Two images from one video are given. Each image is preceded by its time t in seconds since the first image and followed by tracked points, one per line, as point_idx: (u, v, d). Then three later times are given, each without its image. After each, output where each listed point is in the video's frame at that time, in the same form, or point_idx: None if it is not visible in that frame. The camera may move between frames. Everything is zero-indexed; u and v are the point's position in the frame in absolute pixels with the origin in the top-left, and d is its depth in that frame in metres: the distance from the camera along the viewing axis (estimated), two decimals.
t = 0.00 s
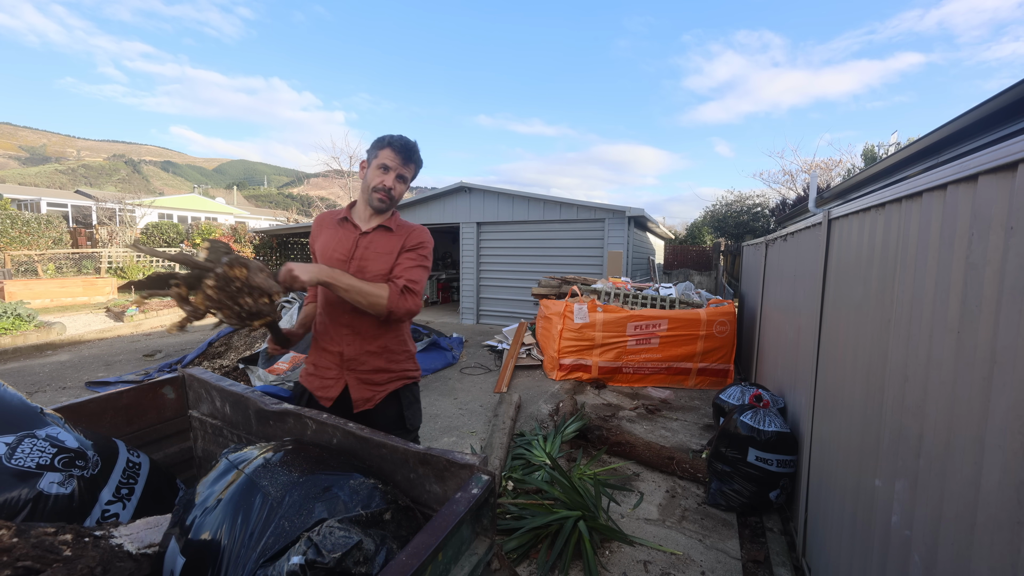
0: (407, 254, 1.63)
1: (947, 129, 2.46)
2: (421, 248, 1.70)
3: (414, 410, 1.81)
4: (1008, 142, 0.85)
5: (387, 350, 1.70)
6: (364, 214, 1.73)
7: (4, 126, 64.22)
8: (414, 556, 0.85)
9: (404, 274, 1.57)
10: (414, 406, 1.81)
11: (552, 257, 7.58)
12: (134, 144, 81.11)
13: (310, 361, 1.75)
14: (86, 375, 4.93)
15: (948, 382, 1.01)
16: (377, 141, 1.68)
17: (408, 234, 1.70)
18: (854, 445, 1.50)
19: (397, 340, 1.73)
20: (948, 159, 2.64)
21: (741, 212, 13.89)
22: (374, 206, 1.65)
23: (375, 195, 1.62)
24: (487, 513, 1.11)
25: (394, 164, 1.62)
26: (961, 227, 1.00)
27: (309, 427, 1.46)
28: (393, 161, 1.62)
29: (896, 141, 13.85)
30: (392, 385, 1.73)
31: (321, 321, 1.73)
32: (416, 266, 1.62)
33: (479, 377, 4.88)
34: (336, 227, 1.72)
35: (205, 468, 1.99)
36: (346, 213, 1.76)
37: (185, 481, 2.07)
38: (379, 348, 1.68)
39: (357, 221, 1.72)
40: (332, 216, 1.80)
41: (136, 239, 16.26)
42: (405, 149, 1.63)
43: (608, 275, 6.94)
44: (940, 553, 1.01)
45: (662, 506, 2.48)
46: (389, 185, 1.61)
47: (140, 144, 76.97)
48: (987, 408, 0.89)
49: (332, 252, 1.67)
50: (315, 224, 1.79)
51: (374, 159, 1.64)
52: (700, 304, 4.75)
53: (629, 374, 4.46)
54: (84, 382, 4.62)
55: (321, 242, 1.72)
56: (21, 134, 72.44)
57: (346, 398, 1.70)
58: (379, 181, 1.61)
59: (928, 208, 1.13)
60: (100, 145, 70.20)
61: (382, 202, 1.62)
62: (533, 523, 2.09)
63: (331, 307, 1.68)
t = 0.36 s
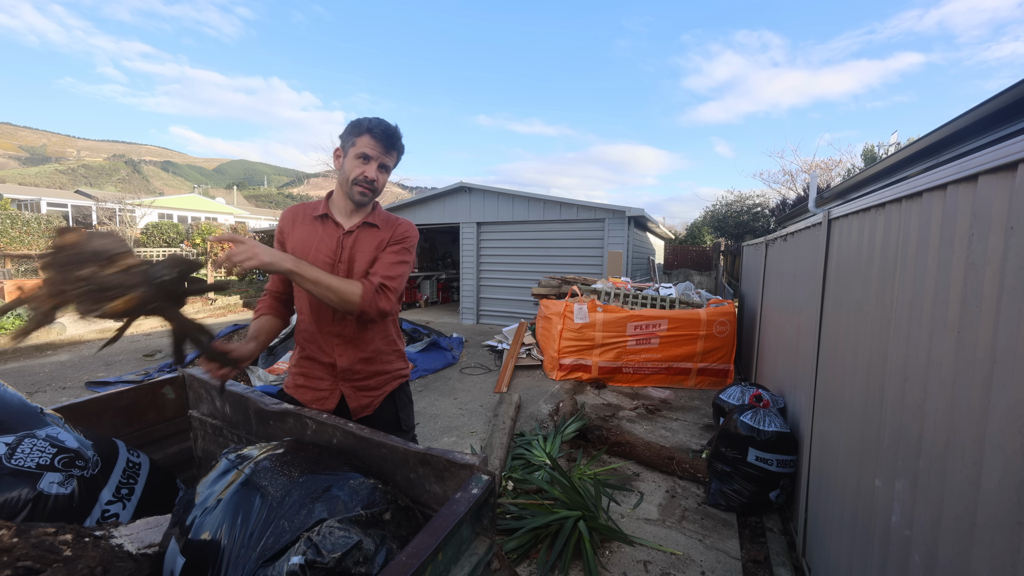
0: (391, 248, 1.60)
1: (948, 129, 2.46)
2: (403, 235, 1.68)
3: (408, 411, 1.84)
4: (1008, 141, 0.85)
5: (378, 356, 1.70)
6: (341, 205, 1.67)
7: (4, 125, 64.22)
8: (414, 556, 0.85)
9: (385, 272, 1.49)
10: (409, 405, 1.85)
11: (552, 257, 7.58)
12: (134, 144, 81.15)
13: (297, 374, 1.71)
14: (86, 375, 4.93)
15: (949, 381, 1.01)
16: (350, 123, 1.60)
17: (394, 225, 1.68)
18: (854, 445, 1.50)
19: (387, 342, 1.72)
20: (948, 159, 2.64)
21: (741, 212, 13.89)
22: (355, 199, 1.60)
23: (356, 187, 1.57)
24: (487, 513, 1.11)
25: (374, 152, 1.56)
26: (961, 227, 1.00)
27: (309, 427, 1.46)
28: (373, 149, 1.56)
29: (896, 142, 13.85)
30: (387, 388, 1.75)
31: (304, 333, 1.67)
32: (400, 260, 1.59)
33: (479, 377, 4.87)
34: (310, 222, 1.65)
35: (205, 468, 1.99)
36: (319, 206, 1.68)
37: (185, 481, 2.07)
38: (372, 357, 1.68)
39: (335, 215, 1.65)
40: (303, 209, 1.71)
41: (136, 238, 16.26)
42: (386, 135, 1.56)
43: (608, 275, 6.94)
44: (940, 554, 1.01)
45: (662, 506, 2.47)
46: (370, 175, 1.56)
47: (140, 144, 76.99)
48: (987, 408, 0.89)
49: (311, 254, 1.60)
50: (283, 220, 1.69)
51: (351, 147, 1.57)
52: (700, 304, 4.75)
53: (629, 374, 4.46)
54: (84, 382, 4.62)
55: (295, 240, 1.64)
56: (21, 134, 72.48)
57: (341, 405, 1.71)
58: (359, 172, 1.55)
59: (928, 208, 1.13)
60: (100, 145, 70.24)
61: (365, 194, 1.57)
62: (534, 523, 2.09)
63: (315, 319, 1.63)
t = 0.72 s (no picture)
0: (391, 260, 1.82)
1: (947, 129, 2.46)
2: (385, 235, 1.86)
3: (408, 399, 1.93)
4: (1008, 142, 0.85)
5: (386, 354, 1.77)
6: (334, 205, 1.61)
7: (4, 125, 64.22)
8: (416, 555, 0.85)
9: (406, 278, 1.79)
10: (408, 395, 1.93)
11: (552, 257, 7.59)
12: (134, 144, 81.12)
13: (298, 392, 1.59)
14: (85, 375, 4.93)
15: (949, 382, 1.01)
16: (356, 124, 1.55)
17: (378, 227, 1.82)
18: (853, 445, 1.51)
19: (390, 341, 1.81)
20: (948, 159, 2.64)
21: (741, 212, 13.89)
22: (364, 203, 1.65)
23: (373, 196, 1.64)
24: (488, 513, 1.11)
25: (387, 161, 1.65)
26: (961, 227, 1.00)
27: (310, 427, 1.46)
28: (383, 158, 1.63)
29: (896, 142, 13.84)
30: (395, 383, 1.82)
31: (309, 347, 1.54)
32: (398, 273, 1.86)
33: (479, 377, 4.87)
34: (305, 225, 1.51)
35: (205, 468, 1.99)
36: (309, 205, 1.54)
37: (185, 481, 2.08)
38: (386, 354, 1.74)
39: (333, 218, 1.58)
40: (282, 207, 1.52)
41: (136, 238, 16.26)
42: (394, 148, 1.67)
43: (608, 275, 6.94)
44: (940, 554, 1.01)
45: (662, 506, 2.48)
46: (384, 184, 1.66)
47: (140, 143, 76.98)
48: (987, 408, 0.89)
49: (318, 260, 1.51)
50: (260, 218, 1.46)
51: (367, 156, 1.57)
52: (700, 304, 4.75)
53: (629, 374, 4.46)
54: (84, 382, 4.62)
55: (292, 245, 1.47)
56: (21, 134, 72.49)
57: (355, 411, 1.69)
58: (378, 182, 1.64)
59: (928, 209, 1.13)
60: (100, 145, 70.24)
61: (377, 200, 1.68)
62: (534, 523, 2.09)
63: (329, 327, 1.55)
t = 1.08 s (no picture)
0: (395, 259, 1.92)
1: (947, 129, 2.46)
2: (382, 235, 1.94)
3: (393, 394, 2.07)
4: (1008, 141, 0.85)
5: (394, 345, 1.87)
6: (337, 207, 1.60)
7: (4, 125, 64.22)
8: (413, 556, 0.85)
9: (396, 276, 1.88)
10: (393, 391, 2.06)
11: (552, 257, 7.59)
12: (134, 144, 81.17)
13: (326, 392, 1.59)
14: (85, 375, 4.93)
15: (949, 382, 1.01)
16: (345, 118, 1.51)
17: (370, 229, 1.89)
18: (854, 445, 1.50)
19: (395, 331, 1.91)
20: (948, 159, 2.64)
21: (741, 212, 13.89)
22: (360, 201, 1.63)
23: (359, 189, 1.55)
24: (487, 513, 1.11)
25: (370, 149, 1.53)
26: (961, 227, 1.00)
27: (309, 427, 1.46)
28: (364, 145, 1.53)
29: (896, 142, 13.83)
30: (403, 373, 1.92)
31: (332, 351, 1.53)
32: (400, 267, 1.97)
33: (479, 377, 4.87)
34: (324, 230, 1.50)
35: (205, 468, 1.99)
36: (321, 211, 1.52)
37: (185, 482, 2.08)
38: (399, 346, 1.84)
39: (342, 219, 1.58)
40: (294, 214, 1.45)
41: (136, 239, 16.27)
42: (379, 130, 1.54)
43: (608, 275, 6.94)
44: (939, 553, 1.01)
45: (662, 506, 2.47)
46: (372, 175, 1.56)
47: (140, 144, 77.02)
48: (987, 408, 0.89)
49: (344, 265, 1.52)
50: (282, 228, 1.38)
51: (341, 146, 1.49)
52: (701, 304, 4.75)
53: (629, 374, 4.46)
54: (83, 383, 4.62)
55: (319, 250, 1.45)
56: (21, 134, 72.50)
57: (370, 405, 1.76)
58: (361, 173, 1.53)
59: (928, 209, 1.13)
60: (100, 145, 70.28)
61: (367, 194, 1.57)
62: (534, 523, 2.09)
63: (352, 329, 1.57)
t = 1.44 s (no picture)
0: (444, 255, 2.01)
1: (947, 129, 2.46)
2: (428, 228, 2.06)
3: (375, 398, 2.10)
4: (1008, 142, 0.85)
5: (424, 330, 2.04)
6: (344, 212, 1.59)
7: (4, 125, 64.21)
8: (414, 556, 0.85)
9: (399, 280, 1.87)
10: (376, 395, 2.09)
11: (552, 257, 7.59)
12: (135, 144, 81.17)
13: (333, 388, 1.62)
14: (86, 375, 4.93)
15: (949, 382, 1.01)
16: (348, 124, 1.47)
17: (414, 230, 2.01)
18: (854, 445, 1.50)
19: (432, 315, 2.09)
20: (948, 159, 2.64)
21: (741, 212, 13.89)
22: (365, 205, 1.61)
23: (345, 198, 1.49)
24: (487, 513, 1.11)
25: (358, 155, 1.46)
26: (961, 227, 1.00)
27: (309, 427, 1.46)
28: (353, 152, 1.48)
29: (896, 142, 13.83)
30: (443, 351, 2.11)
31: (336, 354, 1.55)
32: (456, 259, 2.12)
33: (479, 377, 4.87)
34: (330, 237, 1.49)
35: (205, 468, 2.00)
36: (326, 217, 1.51)
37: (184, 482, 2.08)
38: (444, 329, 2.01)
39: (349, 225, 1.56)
40: (300, 221, 1.45)
41: (136, 238, 16.27)
42: (363, 131, 1.45)
43: (608, 275, 6.94)
44: (939, 553, 1.01)
45: (662, 506, 2.47)
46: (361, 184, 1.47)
47: (140, 144, 77.04)
48: (987, 408, 0.89)
49: (347, 272, 1.52)
50: (286, 236, 1.38)
51: (331, 154, 1.47)
52: (701, 304, 4.75)
53: (629, 374, 4.46)
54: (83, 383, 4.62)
55: (323, 257, 1.46)
56: (21, 134, 72.51)
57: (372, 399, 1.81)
58: (350, 180, 1.47)
59: (928, 209, 1.13)
60: (100, 145, 70.28)
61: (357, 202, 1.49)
62: (534, 523, 2.09)
63: (357, 333, 1.58)
